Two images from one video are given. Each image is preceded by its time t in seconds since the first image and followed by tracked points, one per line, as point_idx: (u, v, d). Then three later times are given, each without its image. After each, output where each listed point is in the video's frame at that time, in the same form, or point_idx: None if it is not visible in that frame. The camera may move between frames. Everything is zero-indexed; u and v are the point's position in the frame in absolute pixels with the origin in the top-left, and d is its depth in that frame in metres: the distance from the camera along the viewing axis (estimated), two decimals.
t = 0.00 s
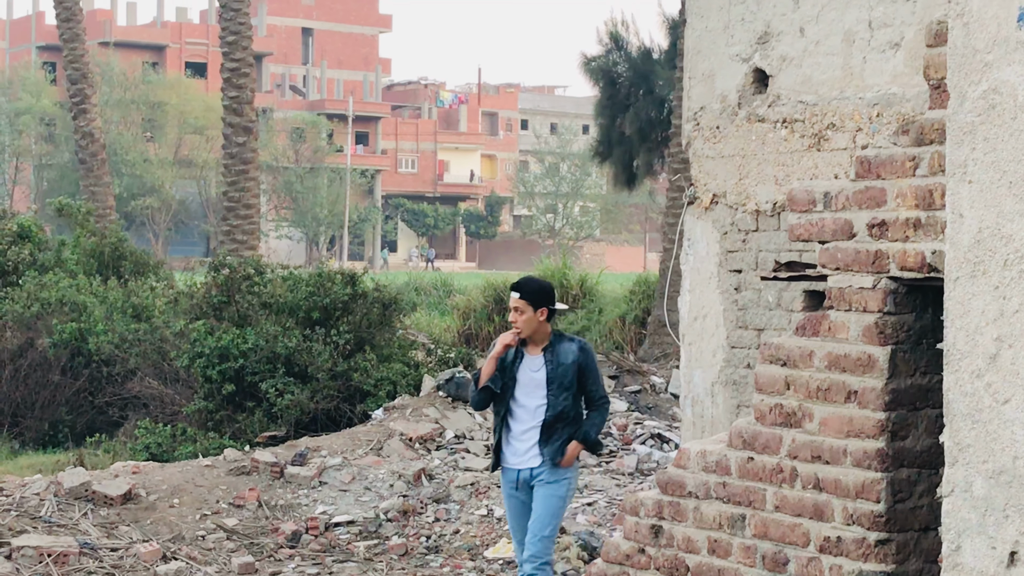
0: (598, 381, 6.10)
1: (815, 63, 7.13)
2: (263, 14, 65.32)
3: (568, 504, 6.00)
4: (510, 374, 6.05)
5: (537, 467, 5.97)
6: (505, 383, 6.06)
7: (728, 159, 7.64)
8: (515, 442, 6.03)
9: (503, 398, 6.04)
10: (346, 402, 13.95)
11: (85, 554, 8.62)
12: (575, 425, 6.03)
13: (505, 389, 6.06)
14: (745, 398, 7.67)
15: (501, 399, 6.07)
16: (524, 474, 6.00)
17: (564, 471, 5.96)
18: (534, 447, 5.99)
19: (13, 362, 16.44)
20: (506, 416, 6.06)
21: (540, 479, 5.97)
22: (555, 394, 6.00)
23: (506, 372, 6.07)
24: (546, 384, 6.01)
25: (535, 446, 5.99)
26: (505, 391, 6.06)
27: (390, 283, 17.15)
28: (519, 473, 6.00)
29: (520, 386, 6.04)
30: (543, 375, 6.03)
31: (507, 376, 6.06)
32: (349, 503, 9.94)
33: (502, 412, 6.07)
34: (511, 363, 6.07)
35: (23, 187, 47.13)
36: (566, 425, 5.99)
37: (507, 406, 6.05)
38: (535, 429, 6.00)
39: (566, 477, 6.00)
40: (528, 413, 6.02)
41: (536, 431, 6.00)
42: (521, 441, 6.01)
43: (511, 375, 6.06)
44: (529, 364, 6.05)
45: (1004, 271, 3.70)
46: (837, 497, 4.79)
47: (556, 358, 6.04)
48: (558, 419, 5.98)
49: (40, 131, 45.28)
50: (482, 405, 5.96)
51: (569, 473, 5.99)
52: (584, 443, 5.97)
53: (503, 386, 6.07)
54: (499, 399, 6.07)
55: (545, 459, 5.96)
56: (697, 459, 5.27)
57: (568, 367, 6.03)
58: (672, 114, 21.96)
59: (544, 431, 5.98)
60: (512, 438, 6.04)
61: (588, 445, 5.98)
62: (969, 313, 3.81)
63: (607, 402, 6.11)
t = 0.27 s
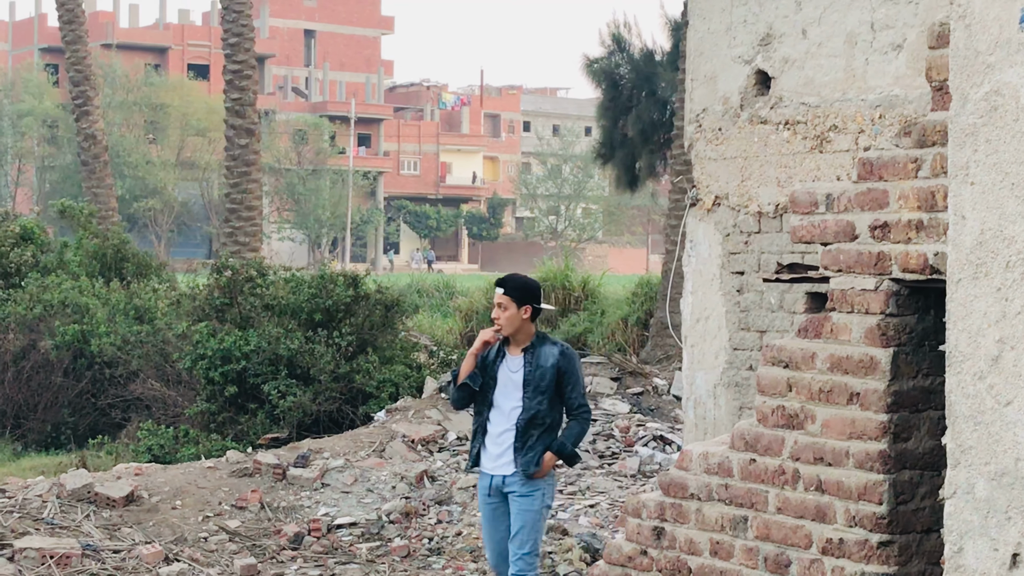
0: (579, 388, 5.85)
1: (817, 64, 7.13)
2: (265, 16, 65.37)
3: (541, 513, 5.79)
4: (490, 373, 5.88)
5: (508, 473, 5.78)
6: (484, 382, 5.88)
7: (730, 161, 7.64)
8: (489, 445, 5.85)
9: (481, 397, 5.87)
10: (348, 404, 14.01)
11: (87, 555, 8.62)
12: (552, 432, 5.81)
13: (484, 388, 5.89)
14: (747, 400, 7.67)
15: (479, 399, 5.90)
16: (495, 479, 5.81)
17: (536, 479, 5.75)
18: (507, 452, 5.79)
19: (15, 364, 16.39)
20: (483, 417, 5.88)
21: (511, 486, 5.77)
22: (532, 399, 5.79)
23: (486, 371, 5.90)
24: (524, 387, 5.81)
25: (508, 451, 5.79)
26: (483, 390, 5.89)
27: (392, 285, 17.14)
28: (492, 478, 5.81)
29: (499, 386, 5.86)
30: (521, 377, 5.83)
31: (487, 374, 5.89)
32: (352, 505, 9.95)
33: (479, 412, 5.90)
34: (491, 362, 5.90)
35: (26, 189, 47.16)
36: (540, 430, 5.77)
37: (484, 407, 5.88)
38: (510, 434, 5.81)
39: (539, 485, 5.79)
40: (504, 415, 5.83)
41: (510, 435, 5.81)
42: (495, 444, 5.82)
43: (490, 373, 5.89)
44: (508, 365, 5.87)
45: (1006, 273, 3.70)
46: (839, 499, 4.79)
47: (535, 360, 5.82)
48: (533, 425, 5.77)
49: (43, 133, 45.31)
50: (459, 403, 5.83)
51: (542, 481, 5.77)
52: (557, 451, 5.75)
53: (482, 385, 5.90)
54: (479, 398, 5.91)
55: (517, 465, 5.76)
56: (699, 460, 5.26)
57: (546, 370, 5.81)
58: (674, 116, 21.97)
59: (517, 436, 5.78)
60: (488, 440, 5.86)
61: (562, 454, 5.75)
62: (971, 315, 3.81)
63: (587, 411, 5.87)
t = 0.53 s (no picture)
0: (565, 382, 5.79)
1: (822, 60, 7.13)
2: (270, 13, 65.39)
3: (529, 510, 5.74)
4: (478, 368, 5.89)
5: (495, 468, 5.75)
6: (473, 376, 5.90)
7: (735, 157, 7.64)
8: (477, 439, 5.84)
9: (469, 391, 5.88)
10: (353, 400, 14.03)
11: (93, 551, 8.64)
12: (539, 429, 5.78)
13: (472, 383, 5.90)
14: (752, 396, 7.68)
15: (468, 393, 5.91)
16: (482, 475, 5.78)
17: (522, 474, 5.71)
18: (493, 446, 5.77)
19: (20, 360, 16.36)
20: (470, 412, 5.88)
21: (498, 481, 5.74)
22: (518, 393, 5.77)
23: (474, 365, 5.91)
24: (510, 381, 5.80)
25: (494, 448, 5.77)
26: (471, 385, 5.90)
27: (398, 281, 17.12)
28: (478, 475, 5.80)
29: (486, 381, 5.86)
30: (507, 371, 5.81)
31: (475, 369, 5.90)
32: (357, 501, 9.96)
33: (467, 407, 5.90)
34: (478, 356, 5.90)
35: (31, 186, 47.22)
36: (526, 425, 5.74)
37: (472, 401, 5.88)
38: (497, 430, 5.79)
39: (526, 481, 5.75)
40: (491, 410, 5.83)
41: (497, 429, 5.79)
42: (482, 439, 5.81)
43: (477, 365, 5.90)
44: (495, 359, 5.86)
45: (1011, 268, 3.70)
46: (844, 494, 4.80)
47: (521, 354, 5.81)
48: (518, 419, 5.74)
49: (48, 130, 45.35)
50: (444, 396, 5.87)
51: (529, 476, 5.73)
52: (543, 445, 5.70)
53: (470, 380, 5.91)
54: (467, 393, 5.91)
55: (502, 460, 5.73)
56: (704, 456, 5.27)
57: (531, 363, 5.78)
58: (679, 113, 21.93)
59: (503, 430, 5.76)
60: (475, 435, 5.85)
61: (548, 449, 5.70)
62: (976, 310, 3.81)
63: (574, 403, 5.75)
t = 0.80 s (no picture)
0: (558, 375, 5.75)
1: (831, 54, 7.11)
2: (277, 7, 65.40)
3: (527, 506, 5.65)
4: (465, 365, 5.72)
5: (492, 466, 5.61)
6: (460, 374, 5.73)
7: (742, 151, 7.63)
8: (468, 438, 5.67)
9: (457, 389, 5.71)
10: (361, 395, 14.08)
11: (102, 545, 8.66)
12: (534, 423, 5.68)
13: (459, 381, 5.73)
14: (760, 390, 7.68)
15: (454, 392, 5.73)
16: (477, 474, 5.62)
17: (522, 470, 5.60)
18: (489, 444, 5.62)
19: (29, 354, 16.26)
20: (459, 411, 5.71)
21: (496, 479, 5.60)
22: (513, 388, 5.66)
23: (461, 363, 5.74)
24: (503, 377, 5.68)
25: (491, 445, 5.62)
26: (459, 383, 5.73)
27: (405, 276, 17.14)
28: (474, 475, 5.62)
29: (475, 377, 5.71)
30: (499, 367, 5.69)
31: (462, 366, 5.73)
32: (365, 495, 9.98)
33: (456, 406, 5.73)
34: (465, 352, 5.74)
35: (39, 181, 47.29)
36: (523, 420, 5.63)
37: (461, 400, 5.71)
38: (493, 426, 5.64)
39: (523, 477, 5.64)
40: (483, 407, 5.67)
41: (490, 426, 5.64)
42: (474, 437, 5.65)
43: (465, 363, 5.73)
44: (484, 354, 5.72)
45: (1020, 261, 3.70)
46: (853, 488, 4.80)
47: (513, 348, 5.70)
48: (515, 414, 5.63)
49: (56, 125, 45.41)
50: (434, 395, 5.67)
51: (527, 472, 5.63)
52: (542, 439, 5.63)
53: (458, 377, 5.73)
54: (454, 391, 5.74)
55: (501, 457, 5.60)
56: (713, 450, 5.27)
57: (524, 357, 5.69)
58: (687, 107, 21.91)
59: (499, 427, 5.62)
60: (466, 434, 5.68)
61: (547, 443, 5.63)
62: (985, 304, 3.81)
63: (569, 396, 5.74)
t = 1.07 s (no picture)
0: (540, 366, 5.77)
1: (841, 49, 7.09)
2: (286, 4, 65.45)
3: (522, 498, 5.62)
4: (450, 361, 5.61)
5: (486, 461, 5.54)
6: (445, 371, 5.61)
7: (753, 147, 7.62)
8: (459, 434, 5.57)
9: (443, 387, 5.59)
10: (371, 391, 14.11)
11: (113, 541, 8.68)
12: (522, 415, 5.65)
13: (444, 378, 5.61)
14: (770, 386, 7.67)
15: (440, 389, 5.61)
16: (471, 471, 5.54)
17: (517, 462, 5.56)
18: (482, 439, 5.56)
19: (41, 350, 16.30)
20: (446, 408, 5.60)
21: (490, 474, 5.54)
22: (503, 381, 5.60)
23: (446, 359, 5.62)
24: (490, 371, 5.62)
25: (482, 440, 5.55)
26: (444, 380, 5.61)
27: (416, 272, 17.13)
28: (467, 471, 5.54)
29: (462, 373, 5.61)
30: (486, 361, 5.62)
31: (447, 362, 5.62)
32: (375, 492, 9.98)
33: (442, 404, 5.61)
34: (449, 348, 5.62)
35: (49, 178, 47.39)
36: (513, 412, 5.60)
37: (447, 396, 5.60)
38: (483, 421, 5.57)
39: (517, 468, 5.61)
40: (472, 402, 5.59)
41: (480, 421, 5.57)
42: (465, 433, 5.56)
43: (449, 359, 5.62)
44: (470, 349, 5.63)
45: None
46: (864, 484, 4.79)
47: (500, 342, 5.65)
48: (506, 407, 5.59)
49: (66, 122, 45.49)
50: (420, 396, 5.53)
51: (520, 464, 5.60)
52: (533, 429, 5.62)
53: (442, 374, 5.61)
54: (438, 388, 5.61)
55: (495, 451, 5.54)
56: (723, 446, 5.27)
57: (513, 350, 5.65)
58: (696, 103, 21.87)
59: (491, 421, 5.57)
60: (456, 431, 5.58)
61: (538, 433, 5.63)
62: (997, 300, 3.80)
63: (549, 387, 5.80)
